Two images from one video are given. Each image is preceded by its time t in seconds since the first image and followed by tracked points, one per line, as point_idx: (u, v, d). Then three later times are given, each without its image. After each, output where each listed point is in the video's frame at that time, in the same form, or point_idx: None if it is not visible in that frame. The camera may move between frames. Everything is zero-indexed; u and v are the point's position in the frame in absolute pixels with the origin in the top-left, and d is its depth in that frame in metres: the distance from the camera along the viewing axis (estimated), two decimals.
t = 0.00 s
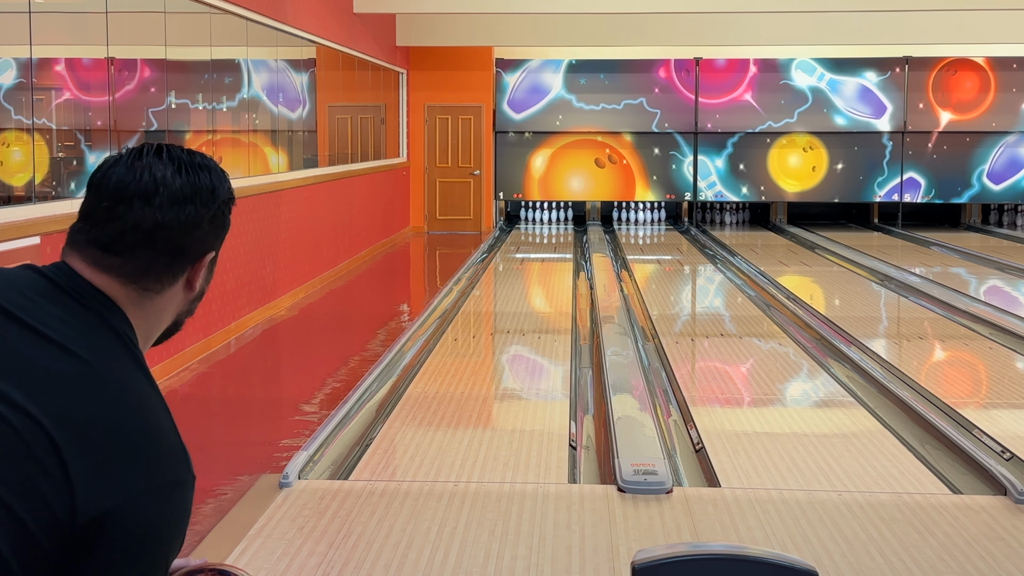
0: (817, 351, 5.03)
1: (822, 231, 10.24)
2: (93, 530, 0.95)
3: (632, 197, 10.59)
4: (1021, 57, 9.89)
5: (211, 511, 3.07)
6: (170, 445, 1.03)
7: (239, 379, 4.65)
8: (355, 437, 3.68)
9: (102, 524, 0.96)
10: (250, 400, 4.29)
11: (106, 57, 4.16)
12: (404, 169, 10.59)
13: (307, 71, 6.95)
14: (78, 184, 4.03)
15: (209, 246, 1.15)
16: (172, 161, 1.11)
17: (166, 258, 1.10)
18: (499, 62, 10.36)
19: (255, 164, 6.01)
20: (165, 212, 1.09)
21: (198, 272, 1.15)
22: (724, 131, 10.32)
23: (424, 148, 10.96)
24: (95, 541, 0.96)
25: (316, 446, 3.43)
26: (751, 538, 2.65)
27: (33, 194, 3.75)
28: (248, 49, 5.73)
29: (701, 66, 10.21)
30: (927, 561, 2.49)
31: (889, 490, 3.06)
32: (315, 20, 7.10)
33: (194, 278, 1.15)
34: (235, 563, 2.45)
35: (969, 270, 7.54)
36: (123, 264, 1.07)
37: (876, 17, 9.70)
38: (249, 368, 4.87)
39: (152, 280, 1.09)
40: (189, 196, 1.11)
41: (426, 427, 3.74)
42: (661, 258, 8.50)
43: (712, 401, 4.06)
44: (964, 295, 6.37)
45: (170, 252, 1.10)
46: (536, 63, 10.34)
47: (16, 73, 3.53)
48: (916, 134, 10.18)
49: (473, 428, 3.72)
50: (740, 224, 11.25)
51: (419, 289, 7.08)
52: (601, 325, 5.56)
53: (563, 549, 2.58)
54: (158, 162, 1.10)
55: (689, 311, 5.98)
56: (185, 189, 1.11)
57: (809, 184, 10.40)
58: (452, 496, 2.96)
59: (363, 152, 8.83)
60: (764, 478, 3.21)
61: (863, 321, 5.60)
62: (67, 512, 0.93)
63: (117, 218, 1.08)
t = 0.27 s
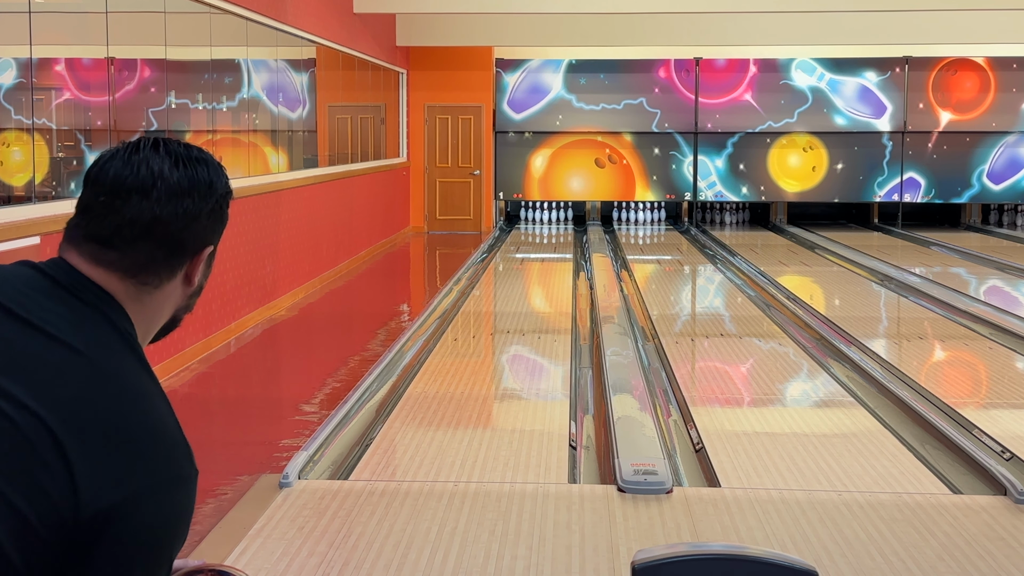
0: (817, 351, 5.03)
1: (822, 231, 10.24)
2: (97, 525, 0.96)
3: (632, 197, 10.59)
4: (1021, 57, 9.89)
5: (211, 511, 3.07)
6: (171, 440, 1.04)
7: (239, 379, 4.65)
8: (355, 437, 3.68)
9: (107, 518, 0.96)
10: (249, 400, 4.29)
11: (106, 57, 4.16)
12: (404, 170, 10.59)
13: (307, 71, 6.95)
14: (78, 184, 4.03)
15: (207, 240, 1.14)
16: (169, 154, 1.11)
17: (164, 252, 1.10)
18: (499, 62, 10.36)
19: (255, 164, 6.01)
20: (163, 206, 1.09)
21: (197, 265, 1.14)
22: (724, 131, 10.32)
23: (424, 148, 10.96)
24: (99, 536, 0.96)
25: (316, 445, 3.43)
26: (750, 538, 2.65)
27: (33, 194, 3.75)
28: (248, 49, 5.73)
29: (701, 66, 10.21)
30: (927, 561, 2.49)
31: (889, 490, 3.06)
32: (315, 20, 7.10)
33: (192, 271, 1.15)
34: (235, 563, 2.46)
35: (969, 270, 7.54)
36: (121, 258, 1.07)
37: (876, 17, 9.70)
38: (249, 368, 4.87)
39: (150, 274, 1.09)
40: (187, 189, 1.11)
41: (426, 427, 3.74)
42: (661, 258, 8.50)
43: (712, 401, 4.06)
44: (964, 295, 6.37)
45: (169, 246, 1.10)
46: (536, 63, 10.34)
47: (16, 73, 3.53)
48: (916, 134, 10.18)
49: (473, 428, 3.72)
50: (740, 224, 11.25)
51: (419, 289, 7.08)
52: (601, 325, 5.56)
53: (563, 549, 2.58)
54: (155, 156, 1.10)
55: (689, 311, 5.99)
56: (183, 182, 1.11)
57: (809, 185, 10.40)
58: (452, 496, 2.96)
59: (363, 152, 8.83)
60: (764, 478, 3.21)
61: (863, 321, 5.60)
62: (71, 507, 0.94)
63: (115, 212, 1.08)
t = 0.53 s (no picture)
0: (817, 351, 5.03)
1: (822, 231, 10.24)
2: (107, 514, 0.96)
3: (632, 197, 10.59)
4: (1021, 57, 9.89)
5: (211, 511, 3.07)
6: (179, 429, 1.03)
7: (239, 379, 4.65)
8: (355, 437, 3.68)
9: (116, 507, 0.96)
10: (250, 400, 4.29)
11: (106, 57, 4.16)
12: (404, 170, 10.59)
13: (307, 71, 6.95)
14: (78, 184, 4.03)
15: (211, 234, 1.14)
16: (174, 149, 1.11)
17: (169, 246, 1.10)
18: (499, 62, 10.36)
19: (255, 164, 6.01)
20: (169, 200, 1.09)
21: (201, 259, 1.15)
22: (724, 131, 10.31)
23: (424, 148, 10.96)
24: (108, 525, 0.96)
25: (317, 446, 3.43)
26: (750, 538, 2.65)
27: (33, 194, 3.75)
28: (248, 49, 5.73)
29: (701, 66, 10.21)
30: (927, 561, 2.49)
31: (889, 490, 3.06)
32: (315, 20, 7.10)
33: (197, 265, 1.15)
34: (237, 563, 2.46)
35: (969, 270, 7.54)
36: (127, 252, 1.07)
37: (876, 17, 9.70)
38: (249, 368, 4.87)
39: (155, 268, 1.09)
40: (192, 184, 1.11)
41: (426, 427, 3.74)
42: (661, 258, 8.50)
43: (712, 401, 4.06)
44: (964, 295, 6.37)
45: (173, 240, 1.10)
46: (536, 63, 10.34)
47: (16, 73, 3.53)
48: (916, 134, 10.18)
49: (473, 428, 3.72)
50: (740, 224, 11.25)
51: (419, 289, 7.08)
52: (601, 325, 5.56)
53: (563, 549, 2.58)
54: (160, 151, 1.10)
55: (689, 311, 5.99)
56: (188, 176, 1.11)
57: (809, 184, 10.40)
58: (452, 496, 2.97)
59: (363, 152, 8.83)
60: (764, 478, 3.21)
61: (862, 321, 5.60)
62: (80, 496, 0.94)
63: (121, 206, 1.07)
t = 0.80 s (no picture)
0: (817, 351, 5.03)
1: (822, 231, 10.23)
2: (120, 490, 0.93)
3: (632, 197, 10.58)
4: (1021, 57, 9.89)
5: (211, 511, 3.07)
6: (187, 409, 1.01)
7: (239, 379, 4.65)
8: (355, 437, 3.68)
9: (129, 483, 0.93)
10: (250, 400, 4.29)
11: (106, 57, 4.16)
12: (404, 170, 10.59)
13: (307, 71, 6.95)
14: (78, 184, 4.03)
15: (215, 226, 1.13)
16: (180, 144, 1.11)
17: (176, 234, 1.09)
18: (499, 62, 10.36)
19: (255, 164, 6.01)
20: (176, 191, 1.09)
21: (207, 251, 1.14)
22: (724, 131, 10.31)
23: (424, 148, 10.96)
24: (121, 502, 0.94)
25: (317, 446, 3.43)
26: (751, 538, 2.65)
27: (33, 194, 3.75)
28: (248, 49, 5.73)
29: (701, 66, 10.21)
30: (927, 561, 2.49)
31: (888, 490, 3.06)
32: (316, 20, 7.10)
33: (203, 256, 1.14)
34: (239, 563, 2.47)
35: (969, 270, 7.54)
36: (136, 241, 1.06)
37: (876, 17, 9.70)
38: (249, 368, 4.87)
39: (162, 258, 1.08)
40: (197, 176, 1.11)
41: (426, 426, 3.74)
42: (661, 258, 8.50)
43: (712, 401, 4.06)
44: (964, 295, 6.37)
45: (180, 229, 1.09)
46: (536, 63, 10.34)
47: (16, 73, 3.52)
48: (916, 134, 10.18)
49: (473, 428, 3.72)
50: (740, 224, 11.25)
51: (419, 289, 7.08)
52: (600, 325, 5.56)
53: (563, 549, 2.58)
54: (166, 147, 1.10)
55: (688, 311, 5.99)
56: (193, 169, 1.11)
57: (809, 185, 10.40)
58: (452, 495, 2.97)
59: (363, 152, 8.84)
60: (764, 478, 3.21)
61: (862, 321, 5.60)
62: (93, 469, 0.91)
63: (128, 198, 1.07)
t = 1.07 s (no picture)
0: (817, 351, 5.03)
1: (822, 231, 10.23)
2: (136, 462, 1.00)
3: (632, 197, 10.59)
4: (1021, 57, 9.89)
5: (211, 512, 3.07)
6: (198, 385, 1.06)
7: (239, 379, 4.65)
8: (355, 437, 3.68)
9: (145, 455, 1.00)
10: (249, 400, 4.29)
11: (106, 57, 4.16)
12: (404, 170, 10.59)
13: (307, 71, 6.94)
14: (78, 184, 4.03)
15: (222, 219, 1.15)
16: (189, 141, 1.12)
17: (184, 225, 1.10)
18: (499, 62, 10.36)
19: (255, 164, 6.00)
20: (184, 186, 1.10)
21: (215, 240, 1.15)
22: (724, 131, 10.31)
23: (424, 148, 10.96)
24: (136, 472, 1.00)
25: (317, 446, 3.43)
26: (750, 538, 2.65)
27: (33, 194, 3.74)
28: (248, 49, 5.73)
29: (701, 66, 10.21)
30: (927, 561, 2.49)
31: (889, 490, 3.06)
32: (316, 20, 7.10)
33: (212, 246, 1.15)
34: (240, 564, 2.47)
35: (969, 270, 7.54)
36: (147, 232, 1.09)
37: (876, 17, 9.70)
38: (249, 368, 4.87)
39: (172, 248, 1.10)
40: (204, 172, 1.12)
41: (426, 426, 3.74)
42: (661, 258, 8.50)
43: (712, 401, 4.06)
44: (964, 295, 6.37)
45: (187, 220, 1.11)
46: (536, 63, 10.33)
47: (16, 73, 3.52)
48: (916, 134, 10.18)
49: (473, 428, 3.72)
50: (740, 224, 11.25)
51: (419, 289, 7.08)
52: (600, 325, 5.56)
53: (562, 549, 2.58)
54: (175, 145, 1.11)
55: (688, 311, 5.99)
56: (201, 165, 1.12)
57: (809, 185, 10.40)
58: (452, 496, 2.96)
59: (362, 152, 8.83)
60: (764, 478, 3.21)
61: (862, 321, 5.60)
62: (111, 443, 0.98)
63: (138, 192, 1.09)
